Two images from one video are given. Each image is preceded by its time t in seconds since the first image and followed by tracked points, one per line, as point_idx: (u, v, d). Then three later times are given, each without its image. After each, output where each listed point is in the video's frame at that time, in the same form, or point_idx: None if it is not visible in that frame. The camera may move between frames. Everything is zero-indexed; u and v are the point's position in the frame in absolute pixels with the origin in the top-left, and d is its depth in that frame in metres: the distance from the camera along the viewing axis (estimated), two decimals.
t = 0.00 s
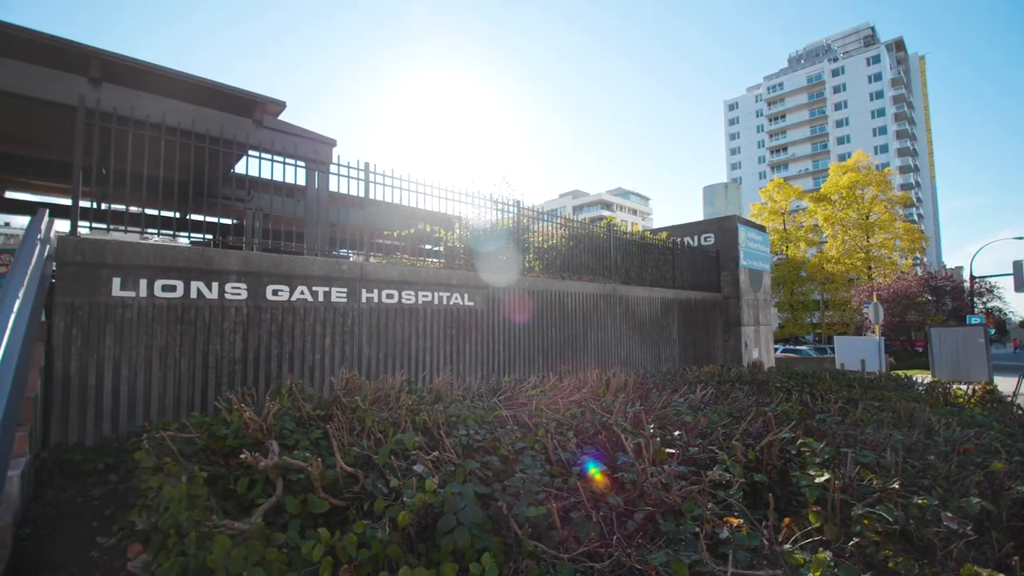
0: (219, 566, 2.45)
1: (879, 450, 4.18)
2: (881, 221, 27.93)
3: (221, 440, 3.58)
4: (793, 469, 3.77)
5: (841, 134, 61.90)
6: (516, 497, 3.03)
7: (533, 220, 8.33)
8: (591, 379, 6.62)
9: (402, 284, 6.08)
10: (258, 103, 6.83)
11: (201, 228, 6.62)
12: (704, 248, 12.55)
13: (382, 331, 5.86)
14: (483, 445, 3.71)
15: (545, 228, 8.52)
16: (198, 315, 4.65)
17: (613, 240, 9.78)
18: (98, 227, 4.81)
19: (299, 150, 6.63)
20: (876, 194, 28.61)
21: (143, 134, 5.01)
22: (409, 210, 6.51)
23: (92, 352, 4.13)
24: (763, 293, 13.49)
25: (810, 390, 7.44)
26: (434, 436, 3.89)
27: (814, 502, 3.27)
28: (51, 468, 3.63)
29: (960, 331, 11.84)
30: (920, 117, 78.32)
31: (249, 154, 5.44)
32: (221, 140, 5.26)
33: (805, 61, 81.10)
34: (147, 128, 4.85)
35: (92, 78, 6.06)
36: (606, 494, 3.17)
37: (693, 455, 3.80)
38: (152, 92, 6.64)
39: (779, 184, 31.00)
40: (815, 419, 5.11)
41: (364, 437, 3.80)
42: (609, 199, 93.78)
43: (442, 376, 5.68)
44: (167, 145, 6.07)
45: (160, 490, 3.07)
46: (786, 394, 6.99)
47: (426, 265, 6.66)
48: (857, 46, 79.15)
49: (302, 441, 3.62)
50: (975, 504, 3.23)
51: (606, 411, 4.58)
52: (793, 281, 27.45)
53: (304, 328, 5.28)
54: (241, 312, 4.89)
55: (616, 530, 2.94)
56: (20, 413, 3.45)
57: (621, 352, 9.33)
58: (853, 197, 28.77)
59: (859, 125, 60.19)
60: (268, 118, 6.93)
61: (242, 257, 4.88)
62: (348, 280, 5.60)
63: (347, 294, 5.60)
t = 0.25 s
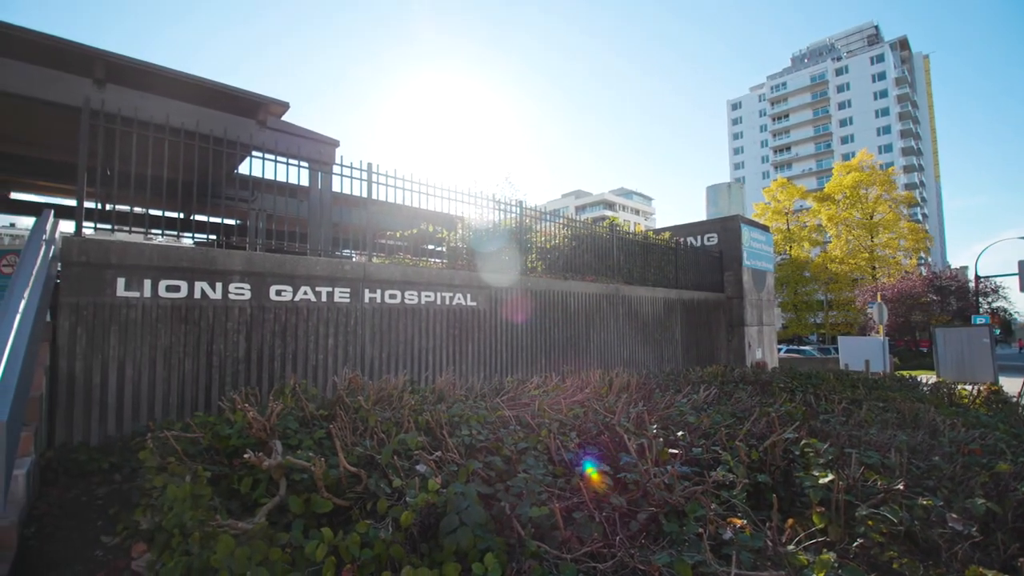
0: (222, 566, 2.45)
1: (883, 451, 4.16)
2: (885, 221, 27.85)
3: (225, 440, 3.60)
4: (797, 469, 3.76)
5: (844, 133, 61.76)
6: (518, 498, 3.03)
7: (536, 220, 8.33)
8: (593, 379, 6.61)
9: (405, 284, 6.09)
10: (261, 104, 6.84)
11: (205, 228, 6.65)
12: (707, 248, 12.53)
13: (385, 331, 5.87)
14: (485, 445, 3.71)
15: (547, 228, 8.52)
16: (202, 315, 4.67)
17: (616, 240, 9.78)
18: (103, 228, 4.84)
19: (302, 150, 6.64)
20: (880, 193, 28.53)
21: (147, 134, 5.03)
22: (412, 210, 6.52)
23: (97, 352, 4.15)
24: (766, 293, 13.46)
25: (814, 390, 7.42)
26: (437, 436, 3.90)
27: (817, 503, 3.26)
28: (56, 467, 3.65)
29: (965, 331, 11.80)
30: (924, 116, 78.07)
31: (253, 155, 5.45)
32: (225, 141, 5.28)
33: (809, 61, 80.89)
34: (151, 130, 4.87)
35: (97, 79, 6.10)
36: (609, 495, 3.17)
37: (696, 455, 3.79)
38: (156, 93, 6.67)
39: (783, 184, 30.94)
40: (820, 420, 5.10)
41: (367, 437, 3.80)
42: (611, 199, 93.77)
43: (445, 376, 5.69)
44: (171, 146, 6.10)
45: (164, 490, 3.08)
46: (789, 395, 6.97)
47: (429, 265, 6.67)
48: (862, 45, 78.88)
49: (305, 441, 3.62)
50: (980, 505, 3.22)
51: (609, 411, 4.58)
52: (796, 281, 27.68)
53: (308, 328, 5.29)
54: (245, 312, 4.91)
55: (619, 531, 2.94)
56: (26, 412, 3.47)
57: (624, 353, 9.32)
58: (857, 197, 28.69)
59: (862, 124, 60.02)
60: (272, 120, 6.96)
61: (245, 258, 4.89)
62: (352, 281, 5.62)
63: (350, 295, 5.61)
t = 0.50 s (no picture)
0: (225, 566, 2.46)
1: (887, 452, 4.15)
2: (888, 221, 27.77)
3: (228, 440, 3.61)
4: (800, 470, 3.76)
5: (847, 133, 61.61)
6: (521, 498, 3.03)
7: (538, 220, 8.33)
8: (596, 379, 6.61)
9: (407, 284, 6.10)
10: (264, 105, 6.84)
11: (208, 229, 6.67)
12: (710, 249, 12.52)
13: (387, 331, 5.88)
14: (488, 445, 3.71)
15: (549, 228, 8.52)
16: (205, 315, 4.68)
17: (619, 240, 9.78)
18: (106, 228, 4.85)
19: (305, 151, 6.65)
20: (883, 193, 28.45)
21: (150, 135, 5.04)
22: (414, 211, 6.52)
23: (100, 352, 4.16)
24: (769, 293, 13.44)
25: (817, 391, 7.40)
26: (439, 436, 3.90)
27: (821, 504, 3.25)
28: (60, 467, 3.66)
29: (969, 332, 11.76)
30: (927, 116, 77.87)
31: (256, 156, 5.46)
32: (228, 142, 5.28)
33: (812, 60, 80.72)
34: (154, 130, 4.88)
35: (101, 81, 6.12)
36: (612, 495, 3.17)
37: (698, 456, 3.79)
38: (160, 95, 6.70)
39: (785, 184, 30.89)
40: (823, 421, 5.09)
41: (369, 438, 3.81)
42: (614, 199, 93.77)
43: (447, 376, 5.69)
44: (175, 147, 6.12)
45: (167, 490, 3.09)
46: (793, 395, 6.95)
47: (431, 265, 6.68)
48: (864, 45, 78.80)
49: (308, 441, 3.63)
50: (984, 506, 3.20)
51: (611, 412, 4.58)
52: (800, 281, 27.49)
53: (310, 328, 5.30)
54: (247, 312, 4.92)
55: (622, 531, 2.94)
56: (30, 412, 3.48)
57: (626, 353, 9.32)
58: (860, 197, 28.62)
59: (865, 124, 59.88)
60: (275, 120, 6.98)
61: (248, 258, 4.91)
62: (354, 281, 5.63)
63: (353, 295, 5.62)
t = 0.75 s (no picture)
0: (228, 566, 2.46)
1: (891, 453, 4.14)
2: (891, 221, 27.70)
3: (231, 440, 3.62)
4: (803, 471, 3.76)
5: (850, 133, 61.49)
6: (523, 499, 3.03)
7: (540, 220, 8.32)
8: (598, 380, 6.60)
9: (409, 285, 6.12)
10: (268, 105, 6.85)
11: (211, 230, 6.70)
12: (712, 249, 12.51)
13: (390, 331, 5.89)
14: (490, 446, 3.71)
15: (551, 229, 8.53)
16: (208, 316, 4.69)
17: (621, 241, 9.77)
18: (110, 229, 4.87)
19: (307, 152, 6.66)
20: (887, 193, 28.38)
21: (153, 137, 5.06)
22: (416, 211, 6.52)
23: (104, 352, 4.18)
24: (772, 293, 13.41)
25: (820, 392, 7.38)
26: (441, 437, 3.90)
27: (824, 505, 3.25)
28: (64, 467, 3.67)
29: (973, 332, 11.72)
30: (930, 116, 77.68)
31: (259, 157, 5.46)
32: (231, 143, 5.29)
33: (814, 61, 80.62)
34: (157, 132, 4.89)
35: (105, 82, 6.15)
36: (614, 497, 3.18)
37: (701, 457, 3.79)
38: (164, 96, 6.73)
39: (788, 184, 30.84)
40: (827, 422, 5.07)
41: (371, 438, 3.81)
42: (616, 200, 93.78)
43: (449, 376, 5.69)
44: (178, 148, 6.14)
45: (170, 490, 3.10)
46: (796, 396, 6.94)
47: (433, 266, 6.70)
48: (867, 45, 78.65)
49: (311, 441, 3.64)
50: (989, 507, 3.19)
51: (613, 413, 4.57)
52: (802, 281, 27.46)
53: (313, 329, 5.31)
54: (250, 313, 4.94)
55: (625, 532, 2.94)
56: (34, 412, 3.50)
57: (629, 354, 9.31)
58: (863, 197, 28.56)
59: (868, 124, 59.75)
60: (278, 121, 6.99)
61: (251, 259, 4.92)
62: (357, 282, 5.64)
63: (355, 296, 5.63)
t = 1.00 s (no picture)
0: (229, 565, 2.46)
1: (893, 455, 4.13)
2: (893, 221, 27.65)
3: (234, 441, 3.63)
4: (805, 472, 3.75)
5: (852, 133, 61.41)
6: (524, 499, 3.03)
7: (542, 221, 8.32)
8: (600, 380, 6.61)
9: (411, 286, 6.13)
10: (270, 106, 6.84)
11: (214, 231, 6.71)
12: (714, 250, 12.50)
13: (392, 332, 5.89)
14: (491, 446, 3.71)
15: (553, 230, 8.52)
16: (210, 316, 4.70)
17: (622, 242, 9.77)
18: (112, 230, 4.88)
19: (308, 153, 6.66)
20: (889, 194, 28.32)
21: (155, 138, 5.07)
22: (417, 212, 6.52)
23: (107, 353, 4.19)
24: (774, 294, 13.39)
25: (823, 393, 7.37)
26: (443, 437, 3.91)
27: (826, 507, 3.24)
28: (67, 467, 3.68)
29: (976, 333, 11.70)
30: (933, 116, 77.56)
31: (260, 158, 5.47)
32: (233, 144, 5.30)
33: (816, 61, 80.54)
34: (159, 133, 4.90)
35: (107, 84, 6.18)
36: (616, 498, 3.18)
37: (703, 458, 3.79)
38: (167, 97, 6.74)
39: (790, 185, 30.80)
40: (829, 423, 5.06)
41: (373, 439, 3.82)
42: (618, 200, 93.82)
43: (451, 377, 5.70)
44: (180, 149, 6.15)
45: (172, 490, 3.10)
46: (798, 397, 6.93)
47: (435, 267, 6.70)
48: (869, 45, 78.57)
49: (312, 442, 3.65)
50: (992, 508, 3.18)
51: (615, 414, 4.57)
52: (804, 282, 27.89)
53: (315, 329, 5.32)
54: (252, 313, 4.95)
55: (626, 533, 2.94)
56: (36, 413, 3.51)
57: (630, 354, 9.30)
58: (865, 197, 28.50)
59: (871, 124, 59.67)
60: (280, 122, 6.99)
61: (253, 260, 4.93)
62: (358, 283, 5.65)
63: (357, 297, 5.64)
